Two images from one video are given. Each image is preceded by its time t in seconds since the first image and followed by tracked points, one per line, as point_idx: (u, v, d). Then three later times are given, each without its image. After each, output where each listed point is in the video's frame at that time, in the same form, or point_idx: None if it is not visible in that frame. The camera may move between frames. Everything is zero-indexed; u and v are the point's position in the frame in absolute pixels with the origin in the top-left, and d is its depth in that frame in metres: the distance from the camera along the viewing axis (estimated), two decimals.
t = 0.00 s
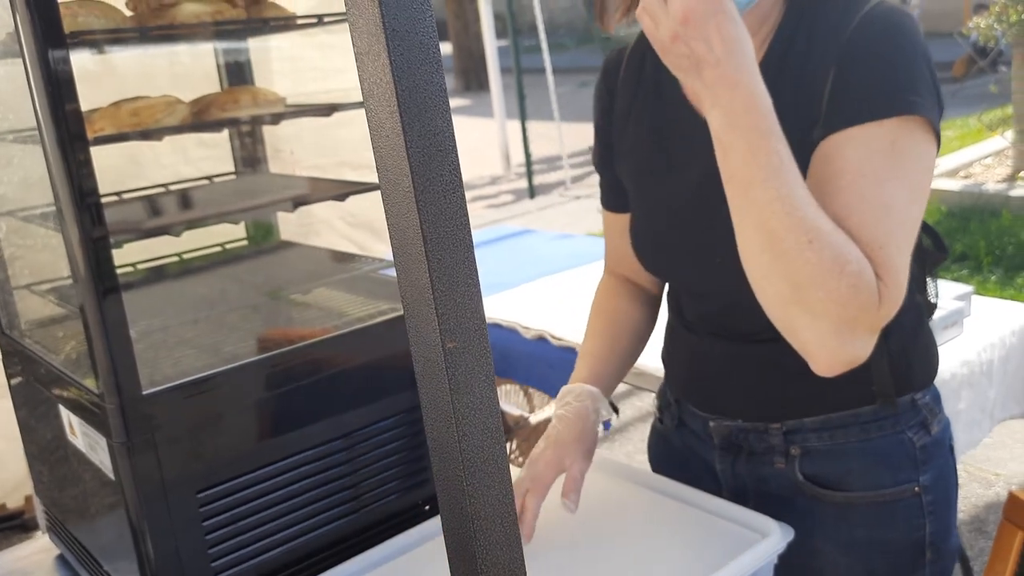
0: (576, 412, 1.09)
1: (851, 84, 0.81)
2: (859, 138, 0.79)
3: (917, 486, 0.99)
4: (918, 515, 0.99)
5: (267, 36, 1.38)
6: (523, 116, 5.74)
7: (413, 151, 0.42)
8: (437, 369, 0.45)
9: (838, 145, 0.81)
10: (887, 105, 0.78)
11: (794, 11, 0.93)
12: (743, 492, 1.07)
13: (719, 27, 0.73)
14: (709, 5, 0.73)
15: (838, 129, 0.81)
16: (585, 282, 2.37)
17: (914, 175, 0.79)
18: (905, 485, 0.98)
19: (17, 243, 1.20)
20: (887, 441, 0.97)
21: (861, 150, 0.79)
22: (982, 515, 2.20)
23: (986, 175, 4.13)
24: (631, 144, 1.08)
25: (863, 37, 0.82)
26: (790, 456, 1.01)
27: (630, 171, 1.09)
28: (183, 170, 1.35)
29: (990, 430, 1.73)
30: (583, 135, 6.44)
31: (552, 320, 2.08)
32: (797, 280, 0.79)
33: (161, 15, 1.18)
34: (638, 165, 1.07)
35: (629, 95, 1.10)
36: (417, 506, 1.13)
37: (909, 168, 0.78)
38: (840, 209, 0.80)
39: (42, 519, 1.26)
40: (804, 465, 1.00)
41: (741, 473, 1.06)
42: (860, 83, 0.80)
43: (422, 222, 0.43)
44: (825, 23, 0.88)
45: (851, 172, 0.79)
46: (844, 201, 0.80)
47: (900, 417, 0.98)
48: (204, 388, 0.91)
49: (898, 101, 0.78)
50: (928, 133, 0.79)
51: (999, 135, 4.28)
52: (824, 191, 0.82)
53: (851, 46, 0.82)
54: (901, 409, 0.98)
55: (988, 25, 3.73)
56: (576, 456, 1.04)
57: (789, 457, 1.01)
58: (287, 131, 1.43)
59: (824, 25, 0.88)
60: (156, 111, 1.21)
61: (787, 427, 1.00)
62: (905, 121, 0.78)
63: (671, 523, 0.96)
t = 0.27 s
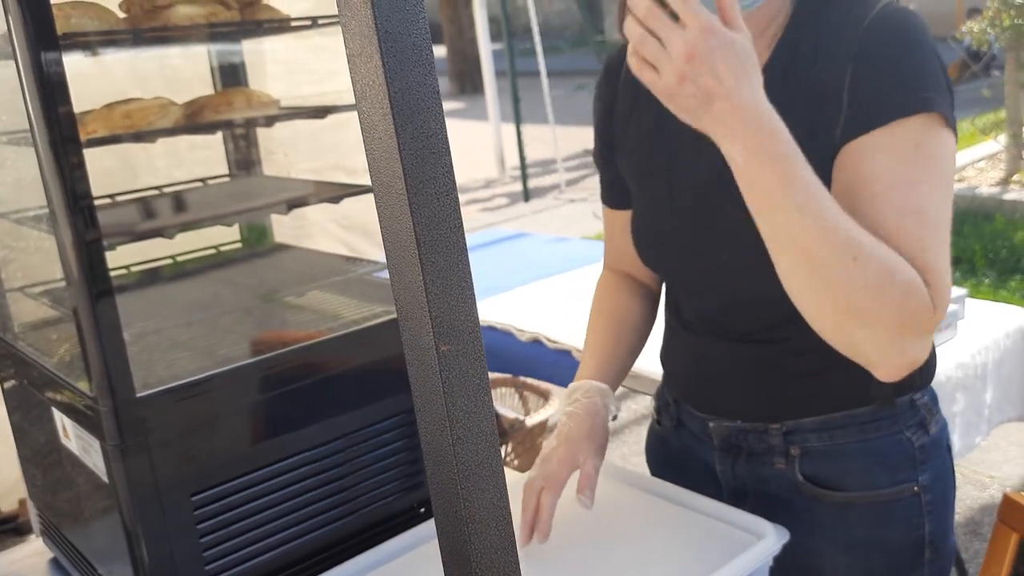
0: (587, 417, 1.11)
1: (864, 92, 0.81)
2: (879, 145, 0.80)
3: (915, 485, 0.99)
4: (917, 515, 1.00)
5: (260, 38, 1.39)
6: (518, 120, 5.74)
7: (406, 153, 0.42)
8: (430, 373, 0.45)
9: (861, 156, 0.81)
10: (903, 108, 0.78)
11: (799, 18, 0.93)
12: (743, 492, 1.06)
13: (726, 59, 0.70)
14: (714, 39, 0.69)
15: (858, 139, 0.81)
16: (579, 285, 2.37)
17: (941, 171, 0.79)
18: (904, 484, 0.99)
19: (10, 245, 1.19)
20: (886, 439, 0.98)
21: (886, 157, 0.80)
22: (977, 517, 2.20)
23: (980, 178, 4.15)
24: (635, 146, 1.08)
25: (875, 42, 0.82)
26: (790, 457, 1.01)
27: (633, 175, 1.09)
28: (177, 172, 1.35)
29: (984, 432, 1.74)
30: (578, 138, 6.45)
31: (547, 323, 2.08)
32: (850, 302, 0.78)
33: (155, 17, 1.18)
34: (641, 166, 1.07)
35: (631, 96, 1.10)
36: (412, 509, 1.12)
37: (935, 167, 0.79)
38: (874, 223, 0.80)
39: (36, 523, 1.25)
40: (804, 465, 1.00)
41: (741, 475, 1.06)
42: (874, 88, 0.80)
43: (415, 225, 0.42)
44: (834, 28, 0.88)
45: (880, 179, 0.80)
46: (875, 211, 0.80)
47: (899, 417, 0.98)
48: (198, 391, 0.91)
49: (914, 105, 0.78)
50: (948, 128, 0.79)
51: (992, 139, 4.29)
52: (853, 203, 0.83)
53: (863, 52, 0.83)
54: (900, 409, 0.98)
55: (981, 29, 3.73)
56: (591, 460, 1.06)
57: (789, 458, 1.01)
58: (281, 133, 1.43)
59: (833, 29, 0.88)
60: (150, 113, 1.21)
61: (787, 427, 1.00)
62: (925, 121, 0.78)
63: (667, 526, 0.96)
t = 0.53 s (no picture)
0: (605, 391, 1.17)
1: (917, 119, 0.81)
2: (939, 180, 0.79)
3: (907, 490, 0.99)
4: (908, 520, 0.99)
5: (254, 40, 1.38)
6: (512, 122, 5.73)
7: (401, 146, 0.41)
8: (426, 369, 0.45)
9: (921, 195, 0.81)
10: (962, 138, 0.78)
11: (833, 20, 0.91)
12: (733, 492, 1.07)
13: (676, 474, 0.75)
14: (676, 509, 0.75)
15: (917, 176, 0.81)
16: (574, 286, 2.37)
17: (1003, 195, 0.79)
18: (896, 489, 0.99)
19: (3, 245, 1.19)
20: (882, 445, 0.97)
21: (950, 193, 0.79)
22: (971, 519, 2.20)
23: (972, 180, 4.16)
24: (649, 144, 1.06)
25: (924, 67, 0.81)
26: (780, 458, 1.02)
27: (647, 177, 1.07)
28: (170, 173, 1.34)
29: (979, 433, 1.74)
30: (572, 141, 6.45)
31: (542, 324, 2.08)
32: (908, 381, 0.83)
33: (150, 17, 1.17)
34: (656, 168, 1.05)
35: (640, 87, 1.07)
36: (408, 509, 1.12)
37: (999, 192, 0.78)
38: (945, 265, 0.80)
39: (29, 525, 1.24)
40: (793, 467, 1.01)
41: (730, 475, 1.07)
42: (925, 116, 0.80)
43: (411, 219, 0.42)
44: (873, 42, 0.86)
45: (948, 216, 0.79)
46: (944, 250, 0.80)
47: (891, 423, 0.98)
48: (191, 391, 0.90)
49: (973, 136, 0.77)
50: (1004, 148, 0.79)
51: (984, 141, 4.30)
52: (921, 245, 0.82)
53: (911, 77, 0.82)
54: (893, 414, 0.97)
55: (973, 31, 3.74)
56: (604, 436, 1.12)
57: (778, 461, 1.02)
58: (275, 134, 1.42)
59: (872, 43, 0.86)
60: (144, 112, 1.20)
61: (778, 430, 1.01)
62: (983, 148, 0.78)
63: (664, 518, 0.97)
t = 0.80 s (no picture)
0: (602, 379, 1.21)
1: (926, 135, 0.81)
2: (949, 206, 0.81)
3: (895, 496, 0.99)
4: (897, 525, 1.00)
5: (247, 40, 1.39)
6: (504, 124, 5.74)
7: (395, 146, 0.42)
8: (419, 367, 0.45)
9: (930, 220, 0.82)
10: (973, 164, 0.79)
11: (844, 32, 0.91)
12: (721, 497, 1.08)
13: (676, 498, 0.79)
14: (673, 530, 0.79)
15: (926, 201, 0.81)
16: (566, 288, 2.37)
17: (1010, 221, 0.80)
18: (884, 496, 0.99)
19: None
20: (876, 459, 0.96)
21: (959, 219, 0.80)
22: (962, 520, 2.21)
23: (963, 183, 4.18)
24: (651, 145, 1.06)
25: (936, 86, 0.82)
26: (769, 464, 1.02)
27: (646, 177, 1.07)
28: (163, 173, 1.34)
29: (970, 435, 1.74)
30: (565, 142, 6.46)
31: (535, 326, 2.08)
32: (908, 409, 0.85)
33: (144, 17, 1.17)
34: (656, 169, 1.05)
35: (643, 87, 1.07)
36: (401, 510, 1.12)
37: (1005, 220, 0.80)
38: (949, 290, 0.81)
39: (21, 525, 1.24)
40: (783, 471, 1.02)
41: (721, 479, 1.06)
42: (935, 135, 0.81)
43: (404, 218, 0.42)
44: (884, 54, 0.86)
45: (955, 243, 0.80)
46: (952, 275, 0.81)
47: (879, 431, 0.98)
48: (184, 391, 0.90)
49: (985, 160, 0.79)
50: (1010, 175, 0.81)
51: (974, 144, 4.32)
52: (925, 268, 0.83)
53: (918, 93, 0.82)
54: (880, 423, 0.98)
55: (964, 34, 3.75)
56: (602, 420, 1.19)
57: (768, 465, 1.02)
58: (269, 135, 1.42)
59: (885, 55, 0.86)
60: (140, 112, 1.20)
61: (768, 435, 1.01)
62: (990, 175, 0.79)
63: (656, 523, 0.96)
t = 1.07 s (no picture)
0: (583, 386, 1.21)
1: (918, 135, 0.80)
2: (935, 207, 0.80)
3: (890, 502, 0.99)
4: (890, 531, 1.00)
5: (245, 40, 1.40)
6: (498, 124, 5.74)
7: (410, 141, 0.42)
8: (431, 362, 0.45)
9: (917, 220, 0.81)
10: (962, 166, 0.78)
11: (844, 31, 0.91)
12: (715, 498, 1.07)
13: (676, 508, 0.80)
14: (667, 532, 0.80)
15: (912, 201, 0.81)
16: (562, 288, 2.37)
17: (1003, 226, 0.79)
18: (877, 502, 0.99)
19: None
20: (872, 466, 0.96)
21: (943, 223, 0.79)
22: (955, 519, 2.22)
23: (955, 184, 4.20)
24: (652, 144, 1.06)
25: (931, 87, 0.81)
26: (762, 466, 1.02)
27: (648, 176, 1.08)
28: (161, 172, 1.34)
29: (964, 434, 1.75)
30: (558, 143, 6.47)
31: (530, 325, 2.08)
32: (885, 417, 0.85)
33: (145, 15, 1.17)
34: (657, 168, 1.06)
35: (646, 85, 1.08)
36: (398, 509, 1.12)
37: (997, 225, 0.79)
38: (933, 292, 0.81)
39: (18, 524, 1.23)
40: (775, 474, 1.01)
41: (714, 480, 1.07)
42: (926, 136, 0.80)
43: (420, 214, 0.43)
44: (880, 52, 0.86)
45: (941, 245, 0.80)
46: (938, 278, 0.80)
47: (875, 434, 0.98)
48: (186, 388, 0.90)
49: (976, 161, 0.78)
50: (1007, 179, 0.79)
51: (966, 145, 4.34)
52: (912, 268, 0.83)
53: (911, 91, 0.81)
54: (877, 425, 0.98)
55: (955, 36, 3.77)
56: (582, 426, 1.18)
57: (761, 467, 1.02)
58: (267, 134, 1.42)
59: (882, 53, 0.85)
60: (141, 109, 1.20)
61: (761, 438, 1.01)
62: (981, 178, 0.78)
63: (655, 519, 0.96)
